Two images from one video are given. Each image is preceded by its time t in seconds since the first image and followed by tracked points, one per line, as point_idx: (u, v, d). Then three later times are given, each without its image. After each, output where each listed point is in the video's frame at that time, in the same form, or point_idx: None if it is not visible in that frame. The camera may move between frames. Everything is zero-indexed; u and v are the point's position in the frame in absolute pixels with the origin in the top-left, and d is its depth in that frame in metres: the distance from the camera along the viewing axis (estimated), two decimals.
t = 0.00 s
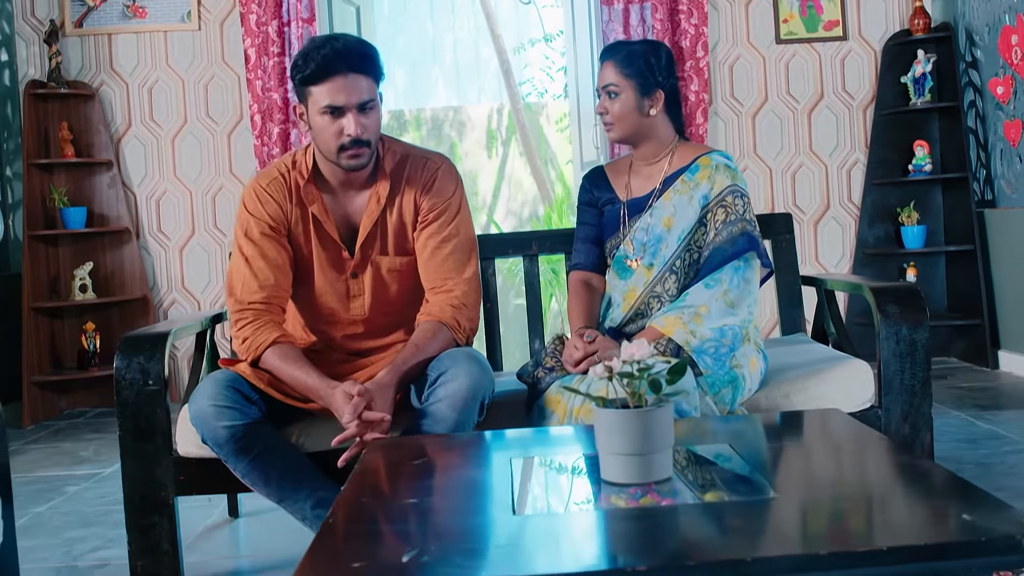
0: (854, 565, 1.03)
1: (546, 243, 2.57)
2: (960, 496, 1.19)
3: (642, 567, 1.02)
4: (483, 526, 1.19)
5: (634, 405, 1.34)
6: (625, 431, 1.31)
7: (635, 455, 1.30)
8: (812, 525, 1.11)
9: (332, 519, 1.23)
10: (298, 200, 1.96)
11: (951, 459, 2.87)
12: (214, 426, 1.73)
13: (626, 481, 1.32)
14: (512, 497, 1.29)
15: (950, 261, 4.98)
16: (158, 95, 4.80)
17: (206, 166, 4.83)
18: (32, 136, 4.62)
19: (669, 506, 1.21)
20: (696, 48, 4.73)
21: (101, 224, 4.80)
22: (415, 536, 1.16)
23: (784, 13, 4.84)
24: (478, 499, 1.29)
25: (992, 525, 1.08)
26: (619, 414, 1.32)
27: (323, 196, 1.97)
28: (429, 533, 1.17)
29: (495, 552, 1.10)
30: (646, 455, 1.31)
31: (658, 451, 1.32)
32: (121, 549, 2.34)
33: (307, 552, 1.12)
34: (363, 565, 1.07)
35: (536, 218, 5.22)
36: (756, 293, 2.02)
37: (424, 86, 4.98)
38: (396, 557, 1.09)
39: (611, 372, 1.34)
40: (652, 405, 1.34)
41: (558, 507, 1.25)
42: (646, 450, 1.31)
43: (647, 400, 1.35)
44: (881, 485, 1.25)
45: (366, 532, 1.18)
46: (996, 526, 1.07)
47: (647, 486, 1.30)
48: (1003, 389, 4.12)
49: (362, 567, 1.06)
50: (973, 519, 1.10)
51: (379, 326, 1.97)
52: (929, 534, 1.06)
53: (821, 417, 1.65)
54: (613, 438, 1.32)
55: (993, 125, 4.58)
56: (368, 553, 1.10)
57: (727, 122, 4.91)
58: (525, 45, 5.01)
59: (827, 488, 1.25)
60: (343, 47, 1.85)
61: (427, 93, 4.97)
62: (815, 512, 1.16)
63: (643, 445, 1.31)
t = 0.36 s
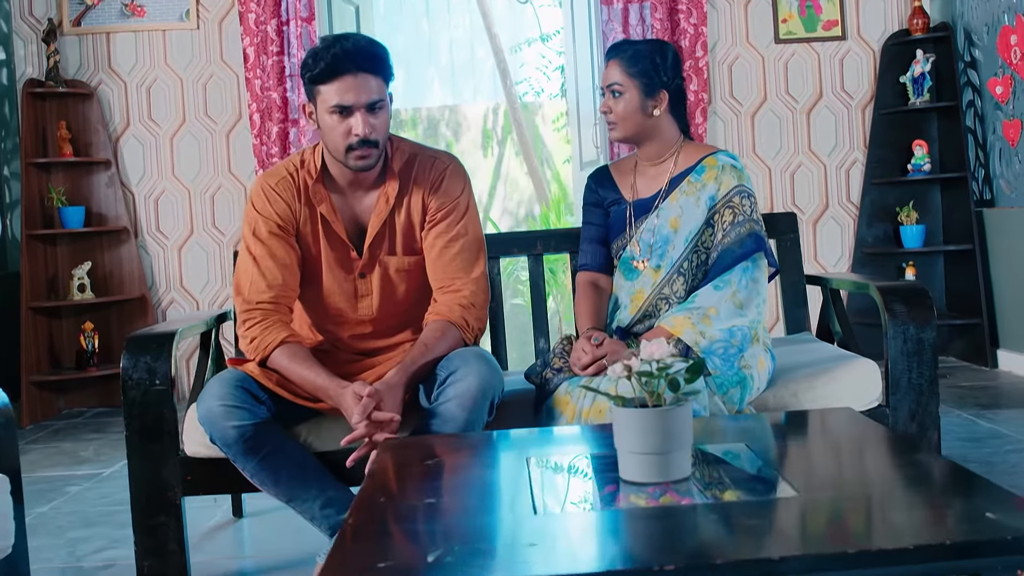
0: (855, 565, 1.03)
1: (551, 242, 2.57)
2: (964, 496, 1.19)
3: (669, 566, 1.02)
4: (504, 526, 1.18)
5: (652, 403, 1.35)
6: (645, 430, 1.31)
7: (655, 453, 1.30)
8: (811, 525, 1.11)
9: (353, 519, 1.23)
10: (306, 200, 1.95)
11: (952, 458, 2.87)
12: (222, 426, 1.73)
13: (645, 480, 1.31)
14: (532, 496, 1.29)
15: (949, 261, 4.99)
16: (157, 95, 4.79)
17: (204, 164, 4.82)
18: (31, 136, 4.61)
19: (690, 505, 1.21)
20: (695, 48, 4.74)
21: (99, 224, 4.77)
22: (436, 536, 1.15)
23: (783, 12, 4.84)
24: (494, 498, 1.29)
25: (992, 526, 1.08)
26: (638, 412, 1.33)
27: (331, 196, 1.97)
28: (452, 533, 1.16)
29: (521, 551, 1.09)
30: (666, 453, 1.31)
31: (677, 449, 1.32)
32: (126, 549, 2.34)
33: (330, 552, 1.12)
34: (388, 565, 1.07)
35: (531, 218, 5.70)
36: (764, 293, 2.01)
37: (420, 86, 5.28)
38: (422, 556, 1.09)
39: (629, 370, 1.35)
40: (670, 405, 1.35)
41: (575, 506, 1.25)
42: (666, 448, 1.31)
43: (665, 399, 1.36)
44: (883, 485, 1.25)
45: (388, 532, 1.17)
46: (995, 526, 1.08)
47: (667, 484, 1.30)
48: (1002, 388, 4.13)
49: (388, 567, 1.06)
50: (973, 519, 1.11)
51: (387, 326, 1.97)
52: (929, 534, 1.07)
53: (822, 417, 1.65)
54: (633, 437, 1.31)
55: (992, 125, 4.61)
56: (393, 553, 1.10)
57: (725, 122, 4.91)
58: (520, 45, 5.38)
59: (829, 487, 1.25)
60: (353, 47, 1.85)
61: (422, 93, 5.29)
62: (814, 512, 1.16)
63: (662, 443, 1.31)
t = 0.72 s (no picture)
0: (853, 566, 1.03)
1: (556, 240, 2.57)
2: (970, 496, 1.19)
3: (697, 565, 1.02)
4: (527, 526, 1.18)
5: (671, 403, 1.34)
6: (664, 429, 1.31)
7: (674, 452, 1.30)
8: (811, 524, 1.11)
9: (378, 517, 1.22)
10: (314, 199, 1.95)
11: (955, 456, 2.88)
12: (232, 426, 1.72)
13: (665, 479, 1.31)
14: (554, 495, 1.28)
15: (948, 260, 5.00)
16: (156, 94, 4.78)
17: (204, 163, 4.81)
18: (30, 135, 4.60)
19: (708, 504, 1.21)
20: (695, 47, 4.75)
21: (98, 223, 4.76)
22: (461, 536, 1.15)
23: (783, 12, 4.85)
24: (511, 498, 1.29)
25: (990, 527, 1.08)
26: (656, 412, 1.32)
27: (340, 195, 1.96)
28: (478, 532, 1.16)
29: (545, 550, 1.09)
30: (686, 452, 1.30)
31: (696, 448, 1.32)
32: (132, 549, 2.33)
33: (356, 550, 1.12)
34: (415, 565, 1.06)
35: (529, 218, 5.87)
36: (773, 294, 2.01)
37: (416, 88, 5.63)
38: (447, 556, 1.08)
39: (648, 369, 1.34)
40: (689, 404, 1.34)
41: (593, 505, 1.24)
42: (685, 447, 1.31)
43: (685, 399, 1.36)
44: (886, 485, 1.25)
45: (412, 531, 1.17)
46: (994, 527, 1.08)
47: (685, 483, 1.30)
48: (1002, 387, 4.14)
49: (416, 566, 1.06)
50: (973, 520, 1.11)
51: (396, 325, 1.96)
52: (928, 535, 1.07)
53: (825, 416, 1.65)
54: (654, 436, 1.31)
55: (992, 125, 4.62)
56: (417, 553, 1.10)
57: (725, 121, 4.91)
58: (518, 45, 5.54)
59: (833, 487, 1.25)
60: (362, 44, 1.85)
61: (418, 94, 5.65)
62: (814, 512, 1.16)
63: (683, 442, 1.31)
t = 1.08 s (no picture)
0: (843, 565, 1.03)
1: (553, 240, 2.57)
2: (967, 494, 1.20)
3: (718, 563, 1.02)
4: (539, 525, 1.18)
5: (682, 401, 1.35)
6: (675, 427, 1.31)
7: (686, 451, 1.30)
8: (802, 524, 1.12)
9: (391, 518, 1.22)
10: (315, 199, 1.95)
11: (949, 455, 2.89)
12: (234, 427, 1.71)
13: (676, 477, 1.31)
14: (565, 494, 1.28)
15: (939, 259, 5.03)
16: (146, 93, 4.76)
17: (196, 163, 4.79)
18: (20, 134, 4.57)
19: (722, 503, 1.21)
20: (687, 47, 4.76)
21: (89, 222, 4.73)
22: (475, 536, 1.15)
23: (775, 12, 4.86)
24: (521, 497, 1.29)
25: (981, 525, 1.09)
26: (667, 410, 1.32)
27: (341, 195, 1.96)
28: (494, 533, 1.16)
29: (562, 548, 1.09)
30: (697, 451, 1.30)
31: (707, 447, 1.32)
32: (129, 550, 2.32)
33: (372, 551, 1.11)
34: (434, 564, 1.06)
35: (518, 218, 5.82)
36: (774, 294, 2.02)
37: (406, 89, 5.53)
38: (465, 555, 1.08)
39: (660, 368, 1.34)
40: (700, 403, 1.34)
41: (603, 504, 1.25)
42: (696, 446, 1.31)
43: (695, 397, 1.36)
44: (882, 484, 1.26)
45: (425, 531, 1.17)
46: (985, 526, 1.08)
47: (695, 481, 1.30)
48: (993, 386, 4.17)
49: (433, 567, 1.05)
50: (962, 519, 1.11)
51: (396, 325, 1.96)
52: (919, 534, 1.07)
53: (825, 415, 1.65)
54: (665, 435, 1.32)
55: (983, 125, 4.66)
56: (434, 552, 1.09)
57: (717, 121, 4.93)
58: (507, 45, 5.59)
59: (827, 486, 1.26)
60: (363, 43, 1.85)
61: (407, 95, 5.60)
62: (805, 512, 1.16)
63: (694, 441, 1.31)
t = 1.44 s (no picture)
0: (824, 565, 1.03)
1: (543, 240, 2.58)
2: (959, 491, 1.21)
3: (730, 561, 1.02)
4: (544, 524, 1.18)
5: (684, 400, 1.35)
6: (679, 426, 1.31)
7: (689, 449, 1.30)
8: (788, 523, 1.12)
9: (395, 517, 1.22)
10: (308, 198, 1.94)
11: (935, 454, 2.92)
12: (228, 426, 1.71)
13: (680, 475, 1.31)
14: (566, 492, 1.29)
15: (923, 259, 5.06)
16: (131, 91, 4.73)
17: (181, 162, 4.77)
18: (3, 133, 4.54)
19: (725, 500, 1.22)
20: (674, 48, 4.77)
21: (73, 222, 4.70)
22: (480, 535, 1.15)
23: (760, 13, 4.88)
24: (522, 496, 1.29)
25: (966, 524, 1.09)
26: (670, 409, 1.33)
27: (334, 194, 1.95)
28: (499, 532, 1.16)
29: (569, 546, 1.09)
30: (700, 449, 1.31)
31: (710, 446, 1.32)
32: (118, 551, 2.30)
33: (379, 551, 1.11)
34: (445, 563, 1.06)
35: (501, 218, 5.76)
36: (767, 294, 2.03)
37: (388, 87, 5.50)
38: (475, 554, 1.08)
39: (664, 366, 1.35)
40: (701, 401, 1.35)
41: (605, 502, 1.25)
42: (699, 444, 1.31)
43: (697, 396, 1.36)
44: (873, 482, 1.27)
45: (429, 531, 1.17)
46: (967, 525, 1.09)
47: (698, 480, 1.30)
48: (977, 384, 4.20)
49: (443, 566, 1.05)
50: (942, 518, 1.12)
51: (389, 325, 1.96)
52: (902, 533, 1.08)
53: (816, 413, 1.66)
54: (667, 433, 1.32)
55: (966, 126, 4.71)
56: (445, 551, 1.10)
57: (703, 121, 4.95)
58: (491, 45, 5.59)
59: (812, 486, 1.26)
60: (357, 42, 1.85)
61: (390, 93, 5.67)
62: (790, 511, 1.16)
63: (696, 439, 1.31)
